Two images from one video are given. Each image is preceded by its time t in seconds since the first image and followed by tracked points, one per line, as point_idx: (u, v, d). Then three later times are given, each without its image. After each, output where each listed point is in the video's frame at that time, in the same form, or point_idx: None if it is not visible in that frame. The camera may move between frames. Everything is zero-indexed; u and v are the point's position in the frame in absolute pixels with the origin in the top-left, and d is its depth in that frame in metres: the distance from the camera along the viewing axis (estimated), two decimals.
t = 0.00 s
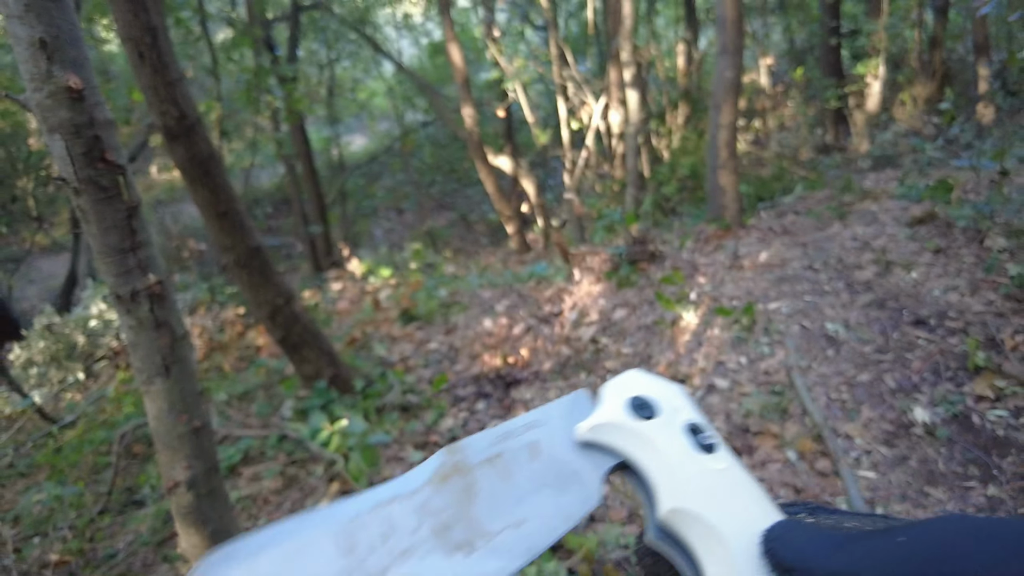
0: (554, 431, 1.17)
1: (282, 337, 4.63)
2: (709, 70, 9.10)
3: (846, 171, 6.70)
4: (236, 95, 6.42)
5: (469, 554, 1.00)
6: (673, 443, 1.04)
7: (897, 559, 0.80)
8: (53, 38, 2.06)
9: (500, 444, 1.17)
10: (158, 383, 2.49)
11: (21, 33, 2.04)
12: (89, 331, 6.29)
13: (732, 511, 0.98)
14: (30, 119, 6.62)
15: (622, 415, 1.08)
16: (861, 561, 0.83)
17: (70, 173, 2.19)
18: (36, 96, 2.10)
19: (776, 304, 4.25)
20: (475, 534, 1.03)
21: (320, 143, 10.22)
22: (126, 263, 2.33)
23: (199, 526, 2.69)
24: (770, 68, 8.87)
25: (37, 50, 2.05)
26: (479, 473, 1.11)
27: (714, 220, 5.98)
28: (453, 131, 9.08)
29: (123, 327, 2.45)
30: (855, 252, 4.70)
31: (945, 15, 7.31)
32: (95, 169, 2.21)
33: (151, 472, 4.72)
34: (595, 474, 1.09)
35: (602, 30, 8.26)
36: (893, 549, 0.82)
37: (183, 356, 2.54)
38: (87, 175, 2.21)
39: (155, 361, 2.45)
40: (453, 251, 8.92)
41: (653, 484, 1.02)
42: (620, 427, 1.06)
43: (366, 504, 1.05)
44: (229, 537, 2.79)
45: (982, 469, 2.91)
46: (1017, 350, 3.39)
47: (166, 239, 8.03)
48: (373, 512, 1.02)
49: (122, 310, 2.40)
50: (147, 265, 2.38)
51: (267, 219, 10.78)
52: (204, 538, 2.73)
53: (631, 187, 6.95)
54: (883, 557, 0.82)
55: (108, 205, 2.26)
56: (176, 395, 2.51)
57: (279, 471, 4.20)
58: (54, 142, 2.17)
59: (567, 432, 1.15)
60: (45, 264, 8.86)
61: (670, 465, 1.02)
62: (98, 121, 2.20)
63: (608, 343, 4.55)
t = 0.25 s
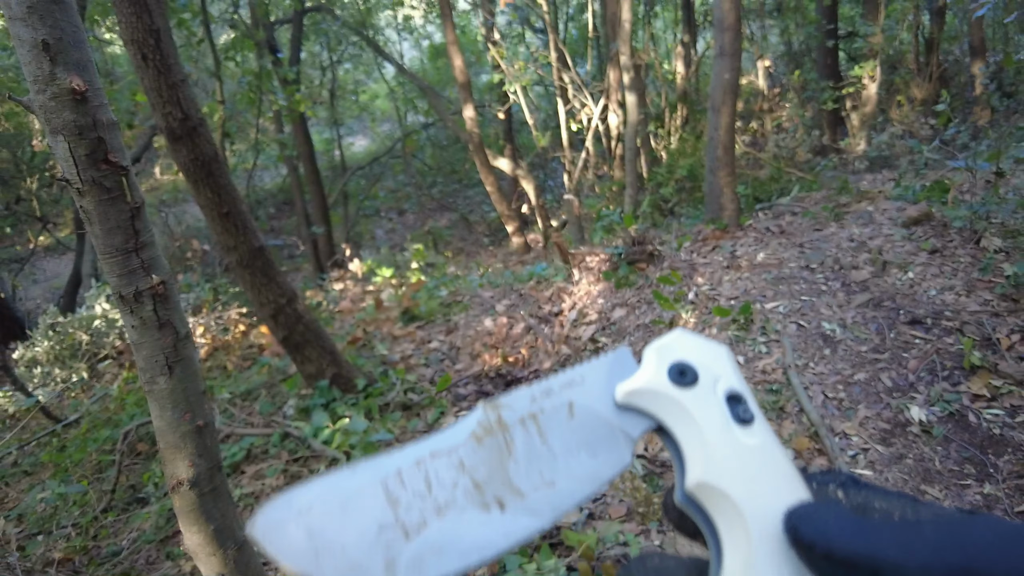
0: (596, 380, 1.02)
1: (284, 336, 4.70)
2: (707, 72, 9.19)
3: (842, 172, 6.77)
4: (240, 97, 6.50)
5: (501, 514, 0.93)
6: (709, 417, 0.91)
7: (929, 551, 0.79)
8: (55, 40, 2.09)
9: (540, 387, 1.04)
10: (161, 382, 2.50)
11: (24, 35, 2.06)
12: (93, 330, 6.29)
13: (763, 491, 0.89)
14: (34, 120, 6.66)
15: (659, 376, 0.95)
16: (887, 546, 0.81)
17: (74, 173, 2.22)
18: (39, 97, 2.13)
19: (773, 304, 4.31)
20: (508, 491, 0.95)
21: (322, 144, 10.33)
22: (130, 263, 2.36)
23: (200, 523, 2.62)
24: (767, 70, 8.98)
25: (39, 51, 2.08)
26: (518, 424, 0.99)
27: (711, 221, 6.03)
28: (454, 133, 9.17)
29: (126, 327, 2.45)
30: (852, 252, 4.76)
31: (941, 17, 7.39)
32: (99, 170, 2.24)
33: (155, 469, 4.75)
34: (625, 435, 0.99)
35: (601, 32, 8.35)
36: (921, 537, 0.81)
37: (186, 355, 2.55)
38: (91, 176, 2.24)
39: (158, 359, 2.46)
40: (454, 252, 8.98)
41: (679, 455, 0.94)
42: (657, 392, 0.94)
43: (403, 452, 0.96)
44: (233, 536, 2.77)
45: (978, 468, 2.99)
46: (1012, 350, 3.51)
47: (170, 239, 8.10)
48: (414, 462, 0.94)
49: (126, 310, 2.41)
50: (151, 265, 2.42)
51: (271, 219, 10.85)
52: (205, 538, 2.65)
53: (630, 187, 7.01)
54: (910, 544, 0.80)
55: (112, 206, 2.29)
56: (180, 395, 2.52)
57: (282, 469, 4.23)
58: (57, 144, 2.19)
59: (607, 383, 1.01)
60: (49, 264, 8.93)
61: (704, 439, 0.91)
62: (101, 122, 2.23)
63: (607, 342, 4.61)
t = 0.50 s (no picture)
0: (574, 274, 0.84)
1: (287, 336, 4.71)
2: (705, 74, 9.28)
3: (840, 173, 6.82)
4: (242, 98, 6.57)
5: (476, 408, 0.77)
6: (679, 308, 0.71)
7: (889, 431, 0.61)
8: (57, 42, 2.14)
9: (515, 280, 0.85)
10: (164, 382, 2.54)
11: (26, 37, 2.11)
12: (95, 330, 6.32)
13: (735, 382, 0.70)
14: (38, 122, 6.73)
15: (629, 271, 0.74)
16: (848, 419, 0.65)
17: (75, 175, 2.25)
18: (40, 99, 2.17)
19: (771, 304, 4.36)
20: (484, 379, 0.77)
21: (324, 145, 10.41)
22: (133, 264, 2.40)
23: (201, 522, 2.63)
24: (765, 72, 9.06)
25: (41, 53, 2.13)
26: (493, 311, 0.81)
27: (710, 221, 6.08)
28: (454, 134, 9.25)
29: (128, 328, 2.49)
30: (849, 252, 4.81)
31: (938, 19, 7.45)
32: (100, 171, 2.28)
33: (157, 468, 4.77)
34: (593, 326, 0.82)
35: (600, 34, 8.42)
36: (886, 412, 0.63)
37: (188, 355, 2.60)
38: (93, 177, 2.27)
39: (160, 360, 2.50)
40: (454, 252, 9.02)
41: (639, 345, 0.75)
42: (618, 285, 0.74)
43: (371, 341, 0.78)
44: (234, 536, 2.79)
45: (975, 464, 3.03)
46: (1009, 350, 3.56)
47: (172, 240, 8.15)
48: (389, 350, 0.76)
49: (128, 311, 2.45)
50: (152, 266, 2.46)
51: (273, 220, 10.92)
52: (206, 536, 2.66)
53: (629, 188, 7.06)
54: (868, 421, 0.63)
55: (114, 207, 2.34)
56: (182, 395, 2.56)
57: (284, 468, 4.27)
58: (59, 145, 2.23)
59: (581, 277, 0.83)
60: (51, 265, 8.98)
61: (665, 330, 0.71)
62: (103, 125, 2.28)
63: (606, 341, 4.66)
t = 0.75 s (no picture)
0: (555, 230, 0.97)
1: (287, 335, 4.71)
2: (705, 74, 9.28)
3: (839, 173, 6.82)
4: (243, 97, 6.56)
5: (462, 344, 0.91)
6: (652, 253, 0.90)
7: (861, 357, 0.75)
8: (56, 42, 2.14)
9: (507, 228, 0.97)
10: (163, 382, 2.54)
11: (25, 38, 2.11)
12: (95, 330, 6.32)
13: (700, 315, 0.88)
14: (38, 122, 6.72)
15: (608, 220, 0.93)
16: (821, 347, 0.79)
17: (75, 175, 2.25)
18: (40, 100, 2.17)
19: (771, 303, 4.36)
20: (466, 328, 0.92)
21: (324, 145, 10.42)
22: (132, 264, 2.41)
23: (201, 523, 2.64)
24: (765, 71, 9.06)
25: (40, 53, 2.13)
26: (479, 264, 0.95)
27: (710, 221, 6.09)
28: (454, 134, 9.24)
29: (128, 328, 2.49)
30: (849, 252, 4.82)
31: (938, 19, 7.45)
32: (100, 172, 2.28)
33: (157, 468, 4.77)
34: (574, 275, 0.95)
35: (600, 34, 8.42)
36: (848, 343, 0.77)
37: (187, 356, 2.60)
38: (92, 177, 2.27)
39: (160, 360, 2.50)
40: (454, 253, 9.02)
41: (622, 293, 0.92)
42: (600, 232, 0.93)
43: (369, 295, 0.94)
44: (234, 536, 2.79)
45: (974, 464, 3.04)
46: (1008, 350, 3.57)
47: (172, 240, 8.16)
48: (380, 302, 0.93)
49: (128, 311, 2.45)
50: (152, 267, 2.46)
51: (273, 220, 10.92)
52: (206, 537, 2.66)
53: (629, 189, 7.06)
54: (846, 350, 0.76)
55: (114, 207, 2.34)
56: (182, 396, 2.56)
57: (284, 468, 4.29)
58: (58, 145, 2.23)
59: (562, 230, 0.97)
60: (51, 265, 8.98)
61: (645, 270, 0.90)
62: (102, 125, 2.28)
63: (606, 341, 4.67)
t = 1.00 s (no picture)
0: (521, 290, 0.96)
1: (287, 336, 4.70)
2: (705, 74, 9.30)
3: (839, 173, 6.82)
4: (244, 97, 6.57)
5: (440, 423, 0.89)
6: (623, 305, 0.87)
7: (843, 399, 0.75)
8: (54, 42, 2.14)
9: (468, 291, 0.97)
10: (163, 382, 2.53)
11: (23, 38, 2.11)
12: (95, 330, 6.34)
13: (681, 364, 0.85)
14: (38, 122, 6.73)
15: (574, 275, 0.91)
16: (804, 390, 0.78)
17: (74, 176, 2.25)
18: (38, 100, 2.17)
19: (770, 304, 4.36)
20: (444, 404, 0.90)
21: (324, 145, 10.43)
22: (131, 264, 2.40)
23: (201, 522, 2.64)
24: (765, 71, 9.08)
25: (38, 54, 2.13)
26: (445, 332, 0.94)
27: (710, 221, 6.09)
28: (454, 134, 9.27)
29: (128, 329, 2.49)
30: (848, 253, 4.82)
31: (938, 19, 7.46)
32: (99, 172, 2.28)
33: (157, 468, 4.76)
34: (549, 334, 0.94)
35: (600, 34, 8.44)
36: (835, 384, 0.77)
37: (188, 356, 2.60)
38: (91, 178, 2.27)
39: (160, 360, 2.50)
40: (454, 252, 9.03)
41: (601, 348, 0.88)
42: (568, 288, 0.91)
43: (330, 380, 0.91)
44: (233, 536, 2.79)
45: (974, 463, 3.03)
46: (1008, 349, 3.56)
47: (172, 240, 8.16)
48: (345, 387, 0.90)
49: (128, 312, 2.45)
50: (151, 267, 2.46)
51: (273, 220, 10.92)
52: (206, 537, 2.67)
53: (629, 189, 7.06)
54: (831, 393, 0.76)
55: (113, 207, 2.33)
56: (181, 396, 2.56)
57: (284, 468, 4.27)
58: (57, 146, 2.23)
59: (528, 289, 0.96)
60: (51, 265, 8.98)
61: (618, 325, 0.87)
62: (101, 125, 2.28)
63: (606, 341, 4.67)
